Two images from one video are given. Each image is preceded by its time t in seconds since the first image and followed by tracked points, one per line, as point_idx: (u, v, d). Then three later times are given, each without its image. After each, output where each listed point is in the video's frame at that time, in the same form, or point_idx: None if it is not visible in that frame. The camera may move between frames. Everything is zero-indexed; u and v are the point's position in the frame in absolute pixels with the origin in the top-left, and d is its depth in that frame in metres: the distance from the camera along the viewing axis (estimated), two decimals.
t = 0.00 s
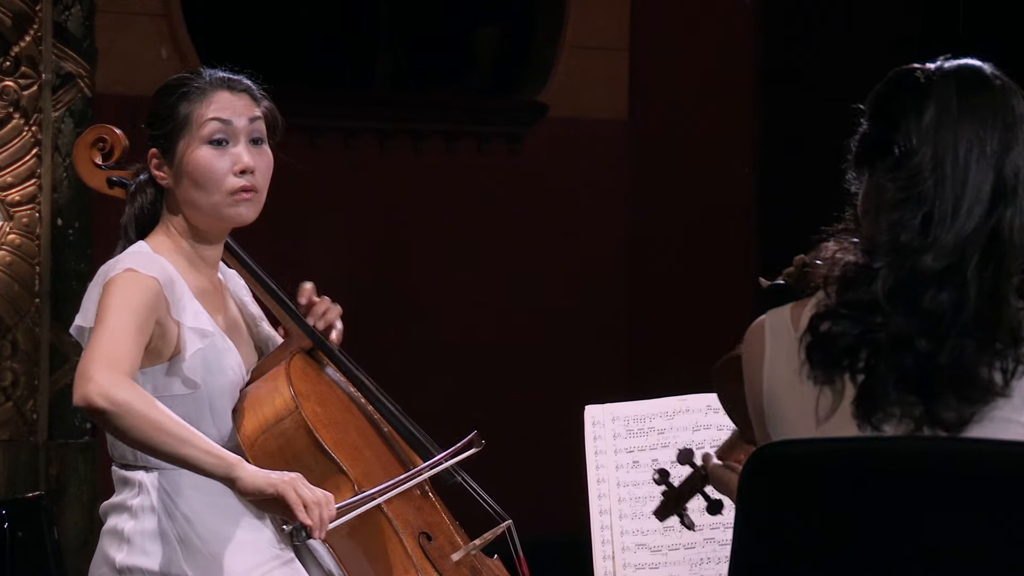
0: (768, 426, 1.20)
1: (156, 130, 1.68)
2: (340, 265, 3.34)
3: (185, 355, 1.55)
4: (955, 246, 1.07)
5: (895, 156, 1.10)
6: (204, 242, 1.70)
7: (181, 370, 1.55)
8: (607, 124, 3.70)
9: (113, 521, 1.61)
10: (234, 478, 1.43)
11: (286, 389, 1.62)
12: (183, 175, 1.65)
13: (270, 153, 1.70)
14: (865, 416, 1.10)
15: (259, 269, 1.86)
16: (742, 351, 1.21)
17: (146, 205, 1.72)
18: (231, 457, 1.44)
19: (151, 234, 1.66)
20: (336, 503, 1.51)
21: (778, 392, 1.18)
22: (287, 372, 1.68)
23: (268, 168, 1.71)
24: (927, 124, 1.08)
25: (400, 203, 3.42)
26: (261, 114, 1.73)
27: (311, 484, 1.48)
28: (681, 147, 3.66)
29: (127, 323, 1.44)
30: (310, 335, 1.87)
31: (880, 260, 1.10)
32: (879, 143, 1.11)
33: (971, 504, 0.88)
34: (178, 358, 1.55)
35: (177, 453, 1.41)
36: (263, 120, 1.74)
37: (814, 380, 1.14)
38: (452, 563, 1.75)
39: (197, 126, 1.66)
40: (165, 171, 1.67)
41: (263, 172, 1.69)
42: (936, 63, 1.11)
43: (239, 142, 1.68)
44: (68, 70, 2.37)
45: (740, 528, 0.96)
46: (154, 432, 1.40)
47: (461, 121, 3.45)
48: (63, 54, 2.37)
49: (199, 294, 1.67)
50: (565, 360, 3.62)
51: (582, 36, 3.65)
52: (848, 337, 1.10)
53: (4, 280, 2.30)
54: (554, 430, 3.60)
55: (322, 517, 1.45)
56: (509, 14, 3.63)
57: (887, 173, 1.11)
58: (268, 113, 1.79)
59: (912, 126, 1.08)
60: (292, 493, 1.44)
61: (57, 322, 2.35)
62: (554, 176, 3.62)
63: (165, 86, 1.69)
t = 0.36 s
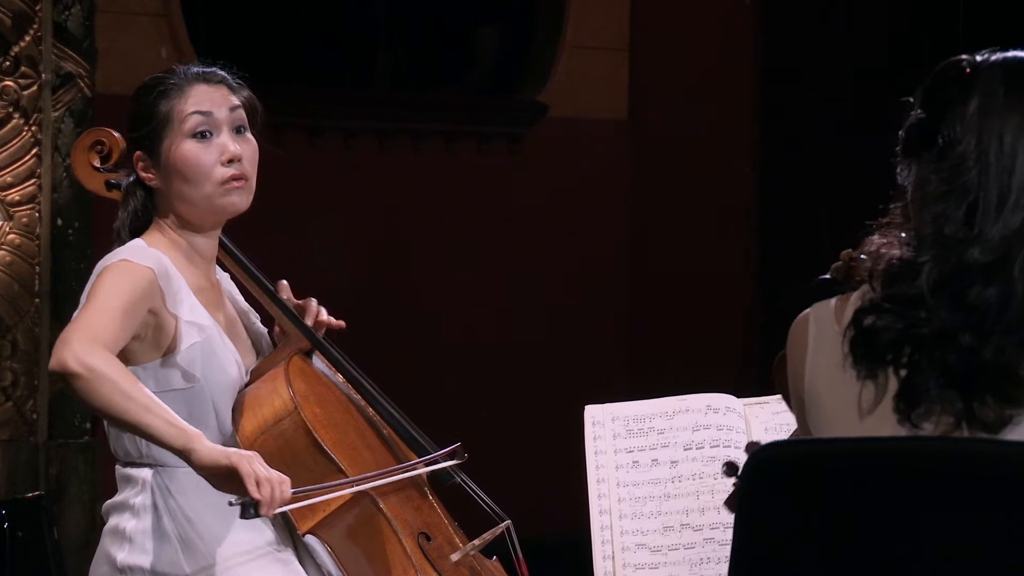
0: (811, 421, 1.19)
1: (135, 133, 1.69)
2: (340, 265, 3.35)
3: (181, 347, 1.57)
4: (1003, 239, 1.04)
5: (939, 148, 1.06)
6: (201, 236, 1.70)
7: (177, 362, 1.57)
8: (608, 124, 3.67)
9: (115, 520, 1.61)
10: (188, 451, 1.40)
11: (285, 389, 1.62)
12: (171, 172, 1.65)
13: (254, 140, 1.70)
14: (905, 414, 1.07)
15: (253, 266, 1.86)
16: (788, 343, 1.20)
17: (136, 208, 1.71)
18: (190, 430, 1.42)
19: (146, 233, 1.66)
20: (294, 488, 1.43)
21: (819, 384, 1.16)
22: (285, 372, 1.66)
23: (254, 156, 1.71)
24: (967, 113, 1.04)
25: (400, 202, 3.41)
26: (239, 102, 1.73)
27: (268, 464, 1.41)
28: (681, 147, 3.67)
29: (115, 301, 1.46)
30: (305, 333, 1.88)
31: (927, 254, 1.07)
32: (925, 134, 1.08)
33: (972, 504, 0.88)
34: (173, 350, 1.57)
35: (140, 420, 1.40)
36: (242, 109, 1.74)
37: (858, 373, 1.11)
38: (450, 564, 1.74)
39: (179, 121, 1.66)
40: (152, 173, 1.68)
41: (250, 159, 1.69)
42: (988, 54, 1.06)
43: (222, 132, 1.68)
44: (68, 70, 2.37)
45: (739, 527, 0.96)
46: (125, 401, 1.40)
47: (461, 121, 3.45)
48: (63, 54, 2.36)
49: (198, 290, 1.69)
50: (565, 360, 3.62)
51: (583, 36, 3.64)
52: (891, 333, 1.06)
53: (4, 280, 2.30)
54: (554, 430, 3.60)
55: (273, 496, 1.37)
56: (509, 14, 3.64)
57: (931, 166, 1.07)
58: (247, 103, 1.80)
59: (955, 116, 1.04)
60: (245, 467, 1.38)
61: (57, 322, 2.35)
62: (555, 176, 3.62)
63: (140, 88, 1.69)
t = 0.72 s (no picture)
0: (812, 420, 1.21)
1: (132, 136, 1.69)
2: (340, 266, 3.35)
3: (202, 341, 1.57)
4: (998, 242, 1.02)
5: (937, 138, 1.07)
6: (209, 229, 1.70)
7: (198, 355, 1.57)
8: (608, 124, 3.71)
9: (122, 517, 1.60)
10: (290, 456, 1.48)
11: (295, 382, 1.62)
12: (173, 168, 1.65)
13: (251, 127, 1.70)
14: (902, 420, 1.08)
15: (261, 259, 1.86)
16: (787, 337, 1.22)
17: (141, 208, 1.72)
18: (284, 435, 1.48)
19: (155, 230, 1.67)
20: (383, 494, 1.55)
21: (818, 377, 1.18)
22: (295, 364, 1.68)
23: (252, 144, 1.71)
24: (965, 103, 1.04)
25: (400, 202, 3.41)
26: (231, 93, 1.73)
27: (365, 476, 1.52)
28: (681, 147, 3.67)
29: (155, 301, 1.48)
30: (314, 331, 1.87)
31: (922, 256, 1.06)
32: (926, 128, 1.08)
33: (972, 504, 0.87)
34: (196, 344, 1.57)
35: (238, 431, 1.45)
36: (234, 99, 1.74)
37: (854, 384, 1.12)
38: (456, 561, 1.73)
39: (175, 117, 1.66)
40: (155, 172, 1.68)
41: (249, 147, 1.69)
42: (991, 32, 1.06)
43: (218, 124, 1.68)
44: (67, 70, 2.36)
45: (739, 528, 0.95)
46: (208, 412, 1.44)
47: (461, 121, 3.45)
48: (63, 53, 2.36)
49: (212, 284, 1.68)
50: (565, 360, 3.62)
51: (583, 36, 3.67)
52: (887, 339, 1.06)
53: (4, 280, 2.30)
54: (554, 430, 3.60)
55: (370, 507, 1.50)
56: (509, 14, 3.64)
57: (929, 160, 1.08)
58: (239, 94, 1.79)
59: (954, 101, 1.05)
60: (345, 480, 1.49)
61: (57, 322, 2.35)
62: (555, 176, 3.62)
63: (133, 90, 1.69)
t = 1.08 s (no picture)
0: (795, 422, 1.20)
1: (137, 135, 1.69)
2: (340, 265, 3.34)
3: (203, 345, 1.57)
4: (989, 240, 1.01)
5: (929, 140, 1.05)
6: (210, 232, 1.71)
7: (198, 359, 1.57)
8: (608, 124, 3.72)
9: (122, 518, 1.60)
10: (346, 466, 1.46)
11: (296, 382, 1.63)
12: (176, 170, 1.65)
13: (256, 134, 1.69)
14: (887, 420, 1.07)
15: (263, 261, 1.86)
16: (770, 338, 1.21)
17: (140, 207, 1.72)
18: (338, 447, 1.47)
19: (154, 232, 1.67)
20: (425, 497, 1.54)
21: (801, 383, 1.18)
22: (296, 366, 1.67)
23: (256, 151, 1.70)
24: (961, 104, 1.03)
25: (401, 202, 3.41)
26: (240, 98, 1.72)
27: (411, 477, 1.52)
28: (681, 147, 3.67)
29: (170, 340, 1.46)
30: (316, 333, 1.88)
31: (911, 251, 1.04)
32: (916, 127, 1.07)
33: (972, 504, 0.87)
34: (196, 347, 1.57)
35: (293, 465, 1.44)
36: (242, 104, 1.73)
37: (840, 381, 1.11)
38: (456, 561, 1.73)
39: (180, 120, 1.65)
40: (157, 173, 1.68)
41: (253, 154, 1.69)
42: (983, 38, 1.05)
43: (223, 129, 1.67)
44: (68, 70, 2.36)
45: (739, 525, 0.96)
46: (265, 454, 1.43)
47: (461, 121, 3.45)
48: (63, 54, 2.36)
49: (210, 287, 1.69)
50: (565, 360, 3.62)
51: (583, 36, 3.68)
52: (875, 335, 1.05)
53: (4, 280, 2.30)
54: (554, 430, 3.60)
55: (416, 516, 1.49)
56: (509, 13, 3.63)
57: (920, 158, 1.06)
58: (247, 97, 1.79)
59: (947, 104, 1.04)
60: (396, 490, 1.47)
61: (57, 323, 2.35)
62: (555, 176, 3.62)
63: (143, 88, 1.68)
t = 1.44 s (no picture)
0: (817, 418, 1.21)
1: (131, 138, 1.68)
2: (341, 265, 3.34)
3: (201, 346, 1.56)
4: None
5: (979, 145, 1.04)
6: (206, 235, 1.71)
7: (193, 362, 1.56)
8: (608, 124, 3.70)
9: (120, 519, 1.61)
10: (375, 454, 1.53)
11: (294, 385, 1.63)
12: (170, 175, 1.65)
13: (251, 137, 1.69)
14: (910, 412, 1.08)
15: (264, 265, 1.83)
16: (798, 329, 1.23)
17: (136, 211, 1.72)
18: (367, 438, 1.53)
19: (151, 236, 1.67)
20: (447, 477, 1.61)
21: (825, 371, 1.19)
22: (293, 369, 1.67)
23: (251, 153, 1.70)
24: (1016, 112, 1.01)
25: (401, 202, 3.41)
26: (233, 100, 1.72)
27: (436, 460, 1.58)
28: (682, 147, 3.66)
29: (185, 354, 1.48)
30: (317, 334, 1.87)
31: (953, 251, 1.05)
32: (966, 133, 1.05)
33: (975, 503, 0.87)
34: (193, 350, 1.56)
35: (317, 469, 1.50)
36: (236, 105, 1.72)
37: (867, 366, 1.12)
38: (455, 562, 1.72)
39: (174, 125, 1.65)
40: (152, 177, 1.68)
41: (247, 157, 1.69)
42: None
43: (217, 133, 1.67)
44: (67, 70, 2.36)
45: (738, 526, 0.95)
46: (289, 464, 1.49)
47: (461, 121, 3.44)
48: (63, 53, 2.36)
49: (207, 289, 1.70)
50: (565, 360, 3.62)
51: (583, 36, 3.66)
52: (909, 326, 1.06)
53: (4, 280, 2.30)
54: (554, 430, 3.60)
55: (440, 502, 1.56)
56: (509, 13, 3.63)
57: (969, 162, 1.05)
58: (241, 98, 1.78)
59: (1003, 114, 1.02)
60: (422, 477, 1.54)
61: (57, 323, 2.35)
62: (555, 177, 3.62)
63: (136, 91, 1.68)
